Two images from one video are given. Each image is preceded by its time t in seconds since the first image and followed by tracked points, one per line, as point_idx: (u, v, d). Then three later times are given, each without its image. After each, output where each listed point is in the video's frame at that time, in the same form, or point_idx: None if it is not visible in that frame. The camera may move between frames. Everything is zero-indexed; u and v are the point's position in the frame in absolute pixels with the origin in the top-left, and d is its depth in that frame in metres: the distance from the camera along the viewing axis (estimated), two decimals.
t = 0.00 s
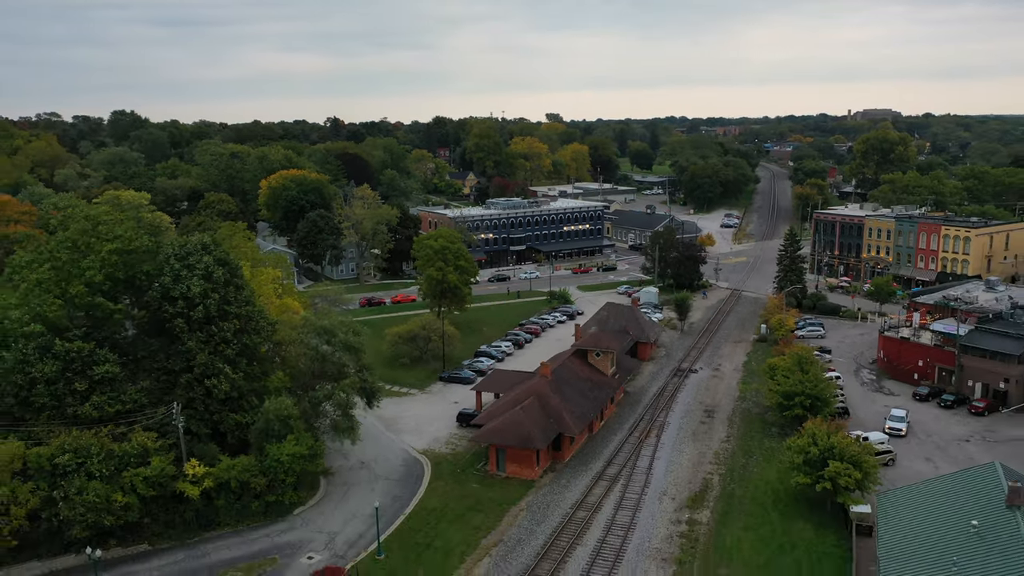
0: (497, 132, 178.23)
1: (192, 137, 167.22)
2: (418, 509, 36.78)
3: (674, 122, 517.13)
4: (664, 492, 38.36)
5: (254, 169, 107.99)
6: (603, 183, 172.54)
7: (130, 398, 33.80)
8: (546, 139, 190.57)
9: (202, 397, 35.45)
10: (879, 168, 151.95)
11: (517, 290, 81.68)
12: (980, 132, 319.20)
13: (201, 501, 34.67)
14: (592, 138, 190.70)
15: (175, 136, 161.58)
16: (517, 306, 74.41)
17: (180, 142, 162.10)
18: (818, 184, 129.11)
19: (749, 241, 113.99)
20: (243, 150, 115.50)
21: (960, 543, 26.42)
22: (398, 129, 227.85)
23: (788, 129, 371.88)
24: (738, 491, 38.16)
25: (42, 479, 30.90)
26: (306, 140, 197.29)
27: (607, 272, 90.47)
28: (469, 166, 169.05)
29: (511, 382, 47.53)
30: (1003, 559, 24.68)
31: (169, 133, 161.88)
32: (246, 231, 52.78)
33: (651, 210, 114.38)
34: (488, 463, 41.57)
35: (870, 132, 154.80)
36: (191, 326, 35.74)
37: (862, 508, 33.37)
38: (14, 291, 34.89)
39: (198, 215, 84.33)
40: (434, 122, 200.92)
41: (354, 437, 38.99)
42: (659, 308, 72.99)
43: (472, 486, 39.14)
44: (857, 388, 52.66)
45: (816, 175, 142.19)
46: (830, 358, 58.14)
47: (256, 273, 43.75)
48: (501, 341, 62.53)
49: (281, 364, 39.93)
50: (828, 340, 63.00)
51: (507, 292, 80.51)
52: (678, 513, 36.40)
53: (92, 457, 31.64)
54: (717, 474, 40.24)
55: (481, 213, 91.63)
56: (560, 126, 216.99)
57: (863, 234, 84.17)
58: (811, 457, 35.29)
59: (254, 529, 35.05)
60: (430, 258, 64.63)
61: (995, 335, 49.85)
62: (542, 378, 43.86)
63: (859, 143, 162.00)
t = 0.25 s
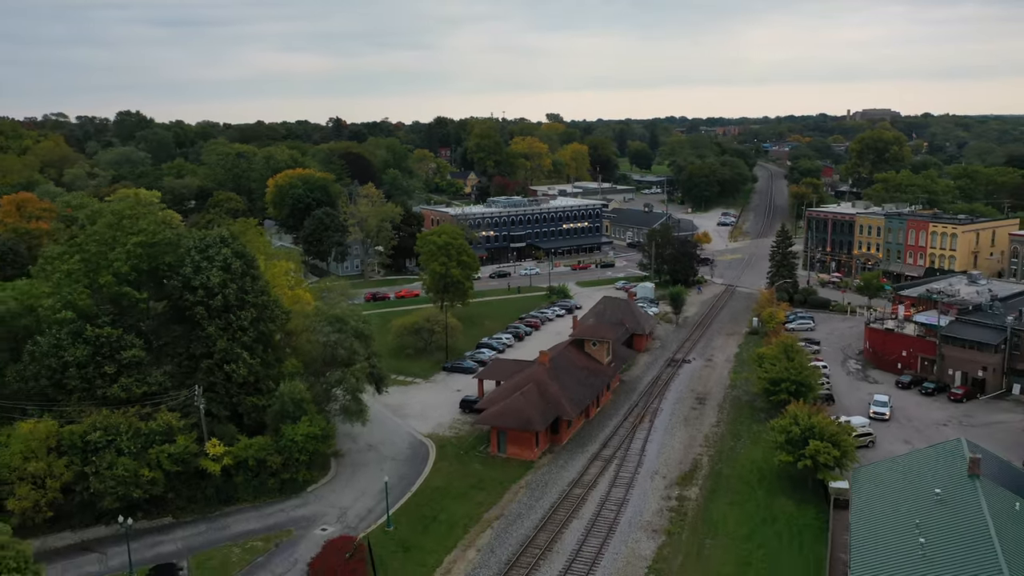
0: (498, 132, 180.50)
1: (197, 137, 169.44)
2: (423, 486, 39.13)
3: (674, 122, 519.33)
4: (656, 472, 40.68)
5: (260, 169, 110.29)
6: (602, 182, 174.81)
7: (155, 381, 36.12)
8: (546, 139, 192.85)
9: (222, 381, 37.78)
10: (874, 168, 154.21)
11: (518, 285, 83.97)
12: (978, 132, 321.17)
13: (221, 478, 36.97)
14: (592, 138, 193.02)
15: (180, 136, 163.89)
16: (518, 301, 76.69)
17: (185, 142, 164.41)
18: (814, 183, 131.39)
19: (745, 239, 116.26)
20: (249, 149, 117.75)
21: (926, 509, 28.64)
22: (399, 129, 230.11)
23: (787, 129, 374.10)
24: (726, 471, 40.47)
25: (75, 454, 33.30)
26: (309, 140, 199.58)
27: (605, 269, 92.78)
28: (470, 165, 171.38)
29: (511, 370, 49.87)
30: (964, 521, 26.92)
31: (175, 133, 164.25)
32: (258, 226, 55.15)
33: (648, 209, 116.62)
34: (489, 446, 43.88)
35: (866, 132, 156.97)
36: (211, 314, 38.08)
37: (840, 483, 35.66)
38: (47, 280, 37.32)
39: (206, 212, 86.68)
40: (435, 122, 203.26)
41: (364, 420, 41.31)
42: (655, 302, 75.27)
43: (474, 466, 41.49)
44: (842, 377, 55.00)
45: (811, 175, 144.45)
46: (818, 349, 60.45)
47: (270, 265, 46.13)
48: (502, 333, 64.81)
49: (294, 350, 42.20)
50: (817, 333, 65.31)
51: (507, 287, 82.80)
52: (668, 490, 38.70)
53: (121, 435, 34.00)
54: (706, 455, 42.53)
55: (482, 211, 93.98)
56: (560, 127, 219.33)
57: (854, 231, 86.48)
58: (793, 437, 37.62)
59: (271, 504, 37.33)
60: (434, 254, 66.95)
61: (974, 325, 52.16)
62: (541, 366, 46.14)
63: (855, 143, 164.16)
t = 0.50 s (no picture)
0: (499, 132, 182.81)
1: (202, 137, 171.80)
2: (430, 466, 41.45)
3: (674, 122, 521.39)
4: (650, 454, 42.99)
5: (266, 168, 112.59)
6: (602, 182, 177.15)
7: (178, 366, 38.44)
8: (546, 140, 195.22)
9: (240, 367, 40.10)
10: (869, 167, 156.52)
11: (518, 281, 86.27)
12: (976, 132, 323.24)
13: (240, 458, 39.26)
14: (592, 138, 195.40)
15: (185, 136, 166.30)
16: (518, 296, 78.96)
17: (190, 142, 166.81)
18: (809, 183, 133.70)
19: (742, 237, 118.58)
20: (255, 149, 120.09)
21: (898, 482, 30.98)
22: (401, 130, 232.48)
23: (785, 129, 376.45)
24: (716, 453, 42.78)
25: (106, 433, 35.64)
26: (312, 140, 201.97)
27: (604, 265, 95.06)
28: (472, 165, 173.72)
29: (513, 360, 52.17)
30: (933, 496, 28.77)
31: (180, 133, 166.64)
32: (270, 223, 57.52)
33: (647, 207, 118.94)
34: (492, 430, 46.20)
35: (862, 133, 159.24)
36: (230, 303, 40.41)
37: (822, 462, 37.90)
38: (78, 271, 39.82)
39: (215, 210, 89.03)
40: (437, 123, 205.66)
41: (373, 406, 43.63)
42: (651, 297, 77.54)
43: (478, 448, 43.80)
44: (831, 368, 57.29)
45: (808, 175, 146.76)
46: (808, 341, 62.75)
47: (283, 259, 48.51)
48: (503, 327, 67.11)
49: (307, 338, 44.53)
50: (808, 326, 67.60)
51: (508, 283, 85.07)
52: (662, 470, 41.00)
53: (148, 415, 36.31)
54: (698, 439, 44.83)
55: (484, 210, 96.33)
56: (560, 127, 221.76)
57: (846, 229, 88.78)
58: (779, 419, 39.95)
59: (286, 483, 39.59)
60: (437, 250, 69.25)
61: (956, 318, 54.42)
62: (541, 355, 48.43)
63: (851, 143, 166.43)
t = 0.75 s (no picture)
0: (500, 132, 185.03)
1: (207, 137, 174.16)
2: (436, 449, 43.72)
3: (674, 123, 523.57)
4: (645, 438, 45.22)
5: (272, 168, 114.85)
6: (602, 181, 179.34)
7: (198, 353, 40.65)
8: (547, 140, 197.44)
9: (256, 354, 42.33)
10: (865, 167, 158.65)
11: (520, 278, 88.47)
12: (974, 133, 325.12)
13: (256, 440, 41.45)
14: (592, 138, 197.62)
15: (191, 136, 168.56)
16: (520, 292, 81.15)
17: (195, 142, 169.12)
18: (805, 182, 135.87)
19: (739, 235, 120.76)
20: (260, 149, 122.34)
21: (875, 458, 33.23)
22: (403, 130, 234.71)
23: (785, 129, 378.53)
24: (708, 438, 44.99)
25: (131, 415, 37.86)
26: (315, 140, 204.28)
27: (603, 263, 97.27)
28: (473, 165, 175.92)
29: (514, 350, 54.39)
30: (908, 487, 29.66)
31: (185, 134, 168.95)
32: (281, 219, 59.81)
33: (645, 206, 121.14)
34: (495, 416, 48.42)
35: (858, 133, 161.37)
36: (247, 295, 42.65)
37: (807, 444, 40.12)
38: (104, 264, 42.16)
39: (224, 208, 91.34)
40: (438, 123, 207.90)
41: (382, 393, 45.86)
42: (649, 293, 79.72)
43: (481, 433, 46.09)
44: (820, 359, 59.55)
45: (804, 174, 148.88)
46: (800, 335, 64.93)
47: (295, 254, 50.80)
48: (505, 321, 69.30)
49: (319, 328, 46.80)
50: (800, 320, 69.78)
51: (510, 280, 87.26)
52: (656, 453, 43.22)
53: (171, 399, 38.52)
54: (692, 424, 47.05)
55: (486, 208, 98.59)
56: (561, 127, 223.99)
57: (839, 227, 90.96)
58: (767, 404, 42.18)
59: (300, 464, 41.78)
60: (441, 246, 71.53)
61: (940, 311, 56.61)
62: (541, 345, 50.69)
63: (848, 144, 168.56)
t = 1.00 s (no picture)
0: (500, 133, 187.25)
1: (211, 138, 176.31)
2: (441, 433, 46.04)
3: (674, 123, 525.86)
4: (640, 423, 47.53)
5: (277, 168, 117.07)
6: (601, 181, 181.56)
7: (216, 341, 42.92)
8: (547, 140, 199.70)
9: (270, 343, 44.62)
10: (861, 166, 160.90)
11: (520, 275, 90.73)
12: (972, 133, 327.15)
13: (271, 425, 43.70)
14: (591, 138, 199.85)
15: (195, 137, 170.73)
16: (520, 288, 83.38)
17: (199, 143, 171.30)
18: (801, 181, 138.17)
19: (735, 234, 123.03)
20: (265, 149, 124.57)
21: (853, 437, 35.54)
22: (404, 130, 236.86)
23: (783, 129, 380.72)
24: (700, 423, 47.27)
25: (154, 400, 40.11)
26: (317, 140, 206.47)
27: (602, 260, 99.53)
28: (474, 165, 178.25)
29: (515, 341, 56.69)
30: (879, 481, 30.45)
31: (189, 134, 171.08)
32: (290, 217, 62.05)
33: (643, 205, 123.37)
34: (496, 404, 50.78)
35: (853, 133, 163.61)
36: (261, 287, 44.96)
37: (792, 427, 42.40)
38: (126, 258, 44.52)
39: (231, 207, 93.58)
40: (439, 124, 210.15)
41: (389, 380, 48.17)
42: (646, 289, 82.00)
43: (484, 419, 48.42)
44: (809, 351, 61.88)
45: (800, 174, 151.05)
46: (791, 328, 67.19)
47: (305, 250, 53.14)
48: (506, 315, 71.56)
49: (329, 319, 49.10)
50: (792, 315, 72.05)
51: (510, 276, 89.51)
52: (650, 437, 45.49)
53: (191, 384, 40.81)
54: (684, 411, 49.34)
55: (487, 207, 100.93)
56: (560, 128, 226.36)
57: (832, 225, 93.23)
58: (754, 390, 44.50)
59: (312, 447, 44.02)
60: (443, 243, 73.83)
61: (924, 304, 58.86)
62: (541, 336, 53.05)
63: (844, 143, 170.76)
